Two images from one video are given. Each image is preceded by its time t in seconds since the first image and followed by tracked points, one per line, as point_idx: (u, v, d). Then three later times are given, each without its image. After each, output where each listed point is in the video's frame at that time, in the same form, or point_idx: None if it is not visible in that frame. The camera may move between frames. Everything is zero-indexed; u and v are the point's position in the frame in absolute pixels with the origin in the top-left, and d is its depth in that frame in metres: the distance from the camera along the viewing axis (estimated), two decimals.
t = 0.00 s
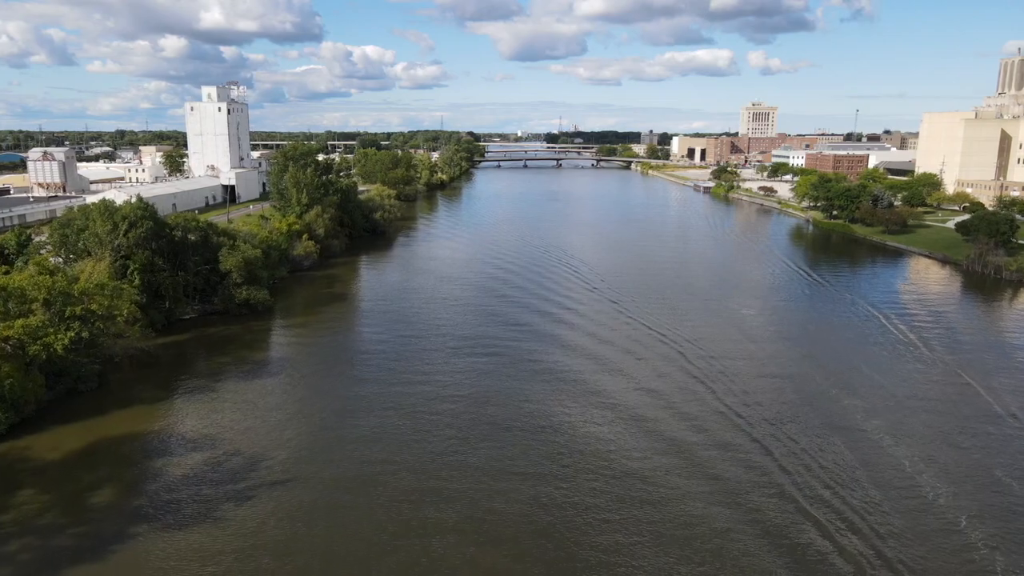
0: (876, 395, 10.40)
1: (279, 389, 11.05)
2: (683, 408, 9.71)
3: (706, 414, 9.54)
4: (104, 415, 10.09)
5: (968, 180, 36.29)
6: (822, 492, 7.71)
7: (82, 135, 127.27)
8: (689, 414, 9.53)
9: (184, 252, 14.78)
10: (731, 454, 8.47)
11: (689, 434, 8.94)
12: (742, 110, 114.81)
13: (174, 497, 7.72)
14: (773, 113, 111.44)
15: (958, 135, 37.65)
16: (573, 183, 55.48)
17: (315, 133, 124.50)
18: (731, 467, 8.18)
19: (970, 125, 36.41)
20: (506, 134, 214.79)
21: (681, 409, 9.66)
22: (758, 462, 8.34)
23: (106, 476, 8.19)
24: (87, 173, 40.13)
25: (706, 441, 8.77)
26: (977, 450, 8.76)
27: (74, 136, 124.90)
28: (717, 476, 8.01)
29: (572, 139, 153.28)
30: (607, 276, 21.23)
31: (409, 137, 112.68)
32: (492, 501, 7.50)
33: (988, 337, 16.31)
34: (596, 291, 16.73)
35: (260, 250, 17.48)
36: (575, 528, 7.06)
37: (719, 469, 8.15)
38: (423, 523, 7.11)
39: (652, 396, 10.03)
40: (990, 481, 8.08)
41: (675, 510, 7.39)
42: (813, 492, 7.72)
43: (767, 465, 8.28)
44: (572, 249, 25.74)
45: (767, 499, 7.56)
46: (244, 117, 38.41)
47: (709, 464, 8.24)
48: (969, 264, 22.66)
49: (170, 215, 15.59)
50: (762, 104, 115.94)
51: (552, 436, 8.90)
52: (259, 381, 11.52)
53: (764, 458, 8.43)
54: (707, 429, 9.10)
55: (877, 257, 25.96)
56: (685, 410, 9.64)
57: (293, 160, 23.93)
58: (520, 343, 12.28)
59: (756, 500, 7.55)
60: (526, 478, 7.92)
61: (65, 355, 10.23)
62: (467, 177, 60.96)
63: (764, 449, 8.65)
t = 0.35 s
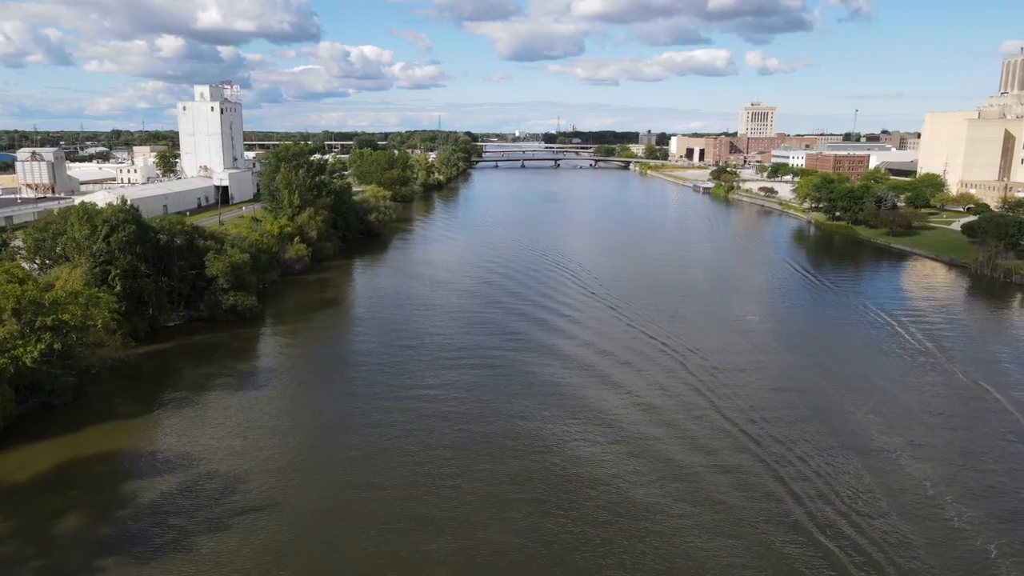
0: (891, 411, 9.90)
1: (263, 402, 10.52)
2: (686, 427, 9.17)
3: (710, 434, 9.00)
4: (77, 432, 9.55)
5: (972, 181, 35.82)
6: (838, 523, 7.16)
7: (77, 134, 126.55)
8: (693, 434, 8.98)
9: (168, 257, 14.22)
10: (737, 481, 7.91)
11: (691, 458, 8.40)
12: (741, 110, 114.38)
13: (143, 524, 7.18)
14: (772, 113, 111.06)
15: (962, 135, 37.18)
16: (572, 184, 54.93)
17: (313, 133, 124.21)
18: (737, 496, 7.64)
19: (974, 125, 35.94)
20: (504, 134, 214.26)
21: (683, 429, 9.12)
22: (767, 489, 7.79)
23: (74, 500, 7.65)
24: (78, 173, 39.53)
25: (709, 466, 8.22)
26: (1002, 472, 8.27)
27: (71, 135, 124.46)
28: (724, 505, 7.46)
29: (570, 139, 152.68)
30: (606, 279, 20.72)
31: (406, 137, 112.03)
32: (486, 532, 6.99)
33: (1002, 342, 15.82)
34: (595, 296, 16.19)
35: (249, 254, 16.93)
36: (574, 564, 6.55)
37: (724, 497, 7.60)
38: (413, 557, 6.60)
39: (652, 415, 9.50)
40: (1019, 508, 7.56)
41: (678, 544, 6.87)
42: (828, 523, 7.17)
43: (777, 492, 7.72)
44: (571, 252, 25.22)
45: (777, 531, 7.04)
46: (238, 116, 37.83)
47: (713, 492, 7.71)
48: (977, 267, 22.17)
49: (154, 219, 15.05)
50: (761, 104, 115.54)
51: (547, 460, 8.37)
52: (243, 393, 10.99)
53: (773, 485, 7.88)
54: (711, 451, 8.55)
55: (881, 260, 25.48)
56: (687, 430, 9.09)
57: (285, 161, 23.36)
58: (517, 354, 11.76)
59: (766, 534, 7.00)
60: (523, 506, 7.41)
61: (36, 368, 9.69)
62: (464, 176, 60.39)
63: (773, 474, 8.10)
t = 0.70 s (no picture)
0: (909, 427, 9.39)
1: (247, 418, 9.99)
2: (688, 448, 8.66)
3: (713, 456, 8.48)
4: (48, 450, 9.02)
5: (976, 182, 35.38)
6: (855, 557, 6.64)
7: (71, 134, 125.57)
8: (695, 456, 8.47)
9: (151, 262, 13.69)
10: (743, 509, 7.40)
11: (693, 484, 7.88)
12: (739, 110, 114.00)
13: (109, 556, 6.67)
14: (771, 113, 110.68)
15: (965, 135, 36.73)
16: (570, 185, 54.40)
17: (310, 133, 123.48)
18: (743, 527, 7.12)
19: (978, 125, 35.49)
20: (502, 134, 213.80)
21: (685, 450, 8.60)
22: (776, 517, 7.28)
23: (38, 527, 7.13)
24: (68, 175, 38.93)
25: (713, 493, 7.71)
26: None
27: (65, 134, 123.50)
28: (730, 537, 6.96)
29: (567, 139, 152.25)
30: (606, 283, 20.20)
31: (403, 137, 111.46)
32: (481, 566, 6.50)
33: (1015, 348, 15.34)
34: (594, 302, 15.67)
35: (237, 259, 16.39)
36: None
37: (730, 528, 7.09)
38: None
39: (652, 435, 8.98)
40: None
41: None
42: (844, 556, 6.65)
43: (786, 521, 7.22)
44: (569, 255, 24.71)
45: (788, 566, 6.54)
46: (231, 116, 37.26)
47: (717, 522, 7.20)
48: (985, 270, 21.69)
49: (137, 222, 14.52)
50: (760, 104, 115.10)
51: (543, 485, 7.85)
52: (226, 408, 10.46)
53: (782, 512, 7.37)
54: (714, 476, 8.04)
55: (884, 263, 25.01)
56: (690, 451, 8.58)
57: (277, 162, 22.81)
58: (514, 367, 11.24)
59: (776, 570, 6.50)
60: (520, 537, 6.91)
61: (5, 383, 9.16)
62: (461, 177, 59.87)
63: (782, 500, 7.59)
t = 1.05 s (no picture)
0: (925, 445, 8.91)
1: (228, 435, 9.48)
2: (689, 471, 8.17)
3: (715, 479, 8.00)
4: (16, 471, 8.52)
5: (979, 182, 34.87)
6: None
7: (67, 134, 124.96)
8: (696, 480, 7.99)
9: (134, 267, 13.17)
10: (746, 541, 6.92)
11: (694, 512, 7.40)
12: (738, 110, 113.59)
13: None
14: (769, 113, 110.32)
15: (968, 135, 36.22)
16: (568, 185, 53.89)
17: (307, 133, 122.92)
18: (749, 561, 6.65)
19: (981, 125, 35.06)
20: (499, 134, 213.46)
21: (685, 473, 8.12)
22: (785, 550, 6.79)
23: None
24: (59, 176, 38.34)
25: (714, 523, 7.22)
26: None
27: (60, 134, 122.76)
28: (732, 572, 6.49)
29: (565, 140, 151.84)
30: (605, 287, 19.68)
31: (400, 137, 110.81)
32: None
33: None
34: (592, 308, 15.17)
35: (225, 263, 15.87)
36: None
37: (732, 562, 6.62)
38: None
39: (650, 456, 8.50)
40: None
41: None
42: None
43: (794, 554, 6.74)
44: (567, 257, 24.20)
45: None
46: (224, 116, 36.69)
47: (720, 556, 6.71)
48: (994, 273, 21.18)
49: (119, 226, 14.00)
50: (758, 104, 114.63)
51: (536, 514, 7.36)
52: (208, 423, 9.94)
53: (789, 543, 6.89)
54: (718, 502, 7.56)
55: (888, 265, 24.54)
56: (690, 474, 8.10)
57: (268, 163, 22.27)
58: (509, 380, 10.75)
59: None
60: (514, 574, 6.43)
61: None
62: (458, 177, 59.38)
63: (789, 529, 7.10)
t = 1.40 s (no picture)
0: (946, 468, 8.42)
1: (206, 455, 8.95)
2: (692, 498, 7.67)
3: (719, 506, 7.50)
4: None
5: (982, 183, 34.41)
6: None
7: (62, 134, 124.13)
8: (700, 508, 7.49)
9: (115, 272, 12.68)
10: None
11: (698, 546, 6.90)
12: (736, 110, 113.16)
13: None
14: (768, 113, 109.86)
15: (971, 136, 35.76)
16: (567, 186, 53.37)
17: (304, 133, 122.31)
18: None
19: (984, 125, 34.60)
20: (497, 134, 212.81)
21: (688, 501, 7.62)
22: None
23: None
24: (50, 176, 37.75)
25: (717, 558, 6.72)
26: None
27: (55, 134, 121.93)
28: None
29: (563, 140, 151.20)
30: (605, 290, 19.15)
31: (397, 138, 110.25)
32: None
33: None
34: (591, 315, 14.64)
35: (211, 268, 15.33)
36: None
37: None
38: None
39: (648, 481, 8.00)
40: None
41: None
42: None
43: None
44: (566, 260, 23.68)
45: None
46: (217, 116, 36.10)
47: None
48: (1002, 277, 20.70)
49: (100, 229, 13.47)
50: (757, 104, 114.13)
51: (532, 550, 6.85)
52: (186, 441, 9.41)
53: None
54: (723, 534, 7.06)
55: (893, 268, 24.06)
56: (693, 502, 7.60)
57: (259, 163, 21.72)
58: (506, 395, 10.26)
59: None
60: None
61: None
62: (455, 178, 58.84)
63: (802, 565, 6.59)
